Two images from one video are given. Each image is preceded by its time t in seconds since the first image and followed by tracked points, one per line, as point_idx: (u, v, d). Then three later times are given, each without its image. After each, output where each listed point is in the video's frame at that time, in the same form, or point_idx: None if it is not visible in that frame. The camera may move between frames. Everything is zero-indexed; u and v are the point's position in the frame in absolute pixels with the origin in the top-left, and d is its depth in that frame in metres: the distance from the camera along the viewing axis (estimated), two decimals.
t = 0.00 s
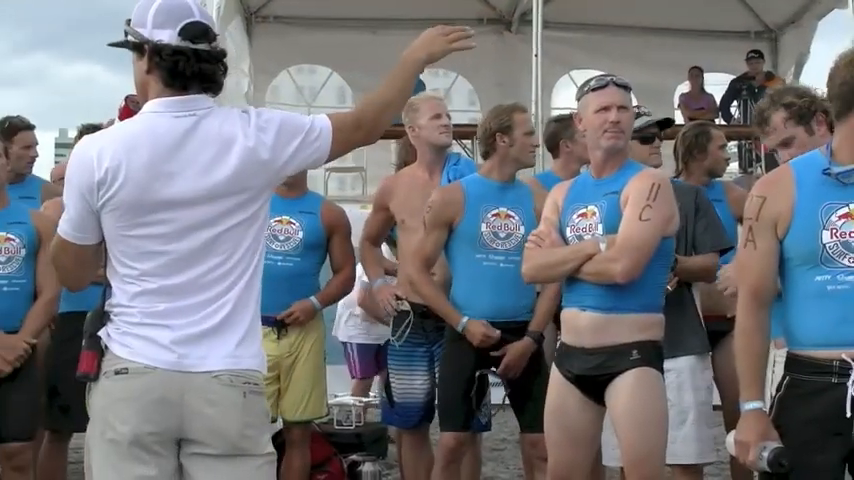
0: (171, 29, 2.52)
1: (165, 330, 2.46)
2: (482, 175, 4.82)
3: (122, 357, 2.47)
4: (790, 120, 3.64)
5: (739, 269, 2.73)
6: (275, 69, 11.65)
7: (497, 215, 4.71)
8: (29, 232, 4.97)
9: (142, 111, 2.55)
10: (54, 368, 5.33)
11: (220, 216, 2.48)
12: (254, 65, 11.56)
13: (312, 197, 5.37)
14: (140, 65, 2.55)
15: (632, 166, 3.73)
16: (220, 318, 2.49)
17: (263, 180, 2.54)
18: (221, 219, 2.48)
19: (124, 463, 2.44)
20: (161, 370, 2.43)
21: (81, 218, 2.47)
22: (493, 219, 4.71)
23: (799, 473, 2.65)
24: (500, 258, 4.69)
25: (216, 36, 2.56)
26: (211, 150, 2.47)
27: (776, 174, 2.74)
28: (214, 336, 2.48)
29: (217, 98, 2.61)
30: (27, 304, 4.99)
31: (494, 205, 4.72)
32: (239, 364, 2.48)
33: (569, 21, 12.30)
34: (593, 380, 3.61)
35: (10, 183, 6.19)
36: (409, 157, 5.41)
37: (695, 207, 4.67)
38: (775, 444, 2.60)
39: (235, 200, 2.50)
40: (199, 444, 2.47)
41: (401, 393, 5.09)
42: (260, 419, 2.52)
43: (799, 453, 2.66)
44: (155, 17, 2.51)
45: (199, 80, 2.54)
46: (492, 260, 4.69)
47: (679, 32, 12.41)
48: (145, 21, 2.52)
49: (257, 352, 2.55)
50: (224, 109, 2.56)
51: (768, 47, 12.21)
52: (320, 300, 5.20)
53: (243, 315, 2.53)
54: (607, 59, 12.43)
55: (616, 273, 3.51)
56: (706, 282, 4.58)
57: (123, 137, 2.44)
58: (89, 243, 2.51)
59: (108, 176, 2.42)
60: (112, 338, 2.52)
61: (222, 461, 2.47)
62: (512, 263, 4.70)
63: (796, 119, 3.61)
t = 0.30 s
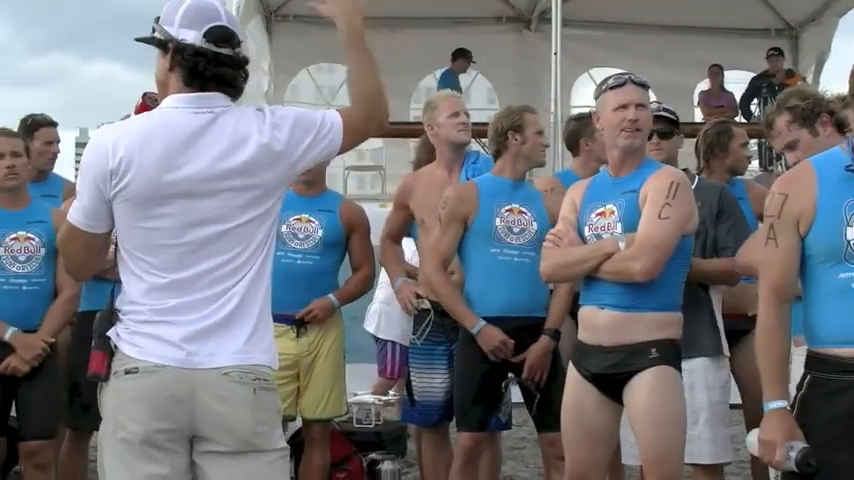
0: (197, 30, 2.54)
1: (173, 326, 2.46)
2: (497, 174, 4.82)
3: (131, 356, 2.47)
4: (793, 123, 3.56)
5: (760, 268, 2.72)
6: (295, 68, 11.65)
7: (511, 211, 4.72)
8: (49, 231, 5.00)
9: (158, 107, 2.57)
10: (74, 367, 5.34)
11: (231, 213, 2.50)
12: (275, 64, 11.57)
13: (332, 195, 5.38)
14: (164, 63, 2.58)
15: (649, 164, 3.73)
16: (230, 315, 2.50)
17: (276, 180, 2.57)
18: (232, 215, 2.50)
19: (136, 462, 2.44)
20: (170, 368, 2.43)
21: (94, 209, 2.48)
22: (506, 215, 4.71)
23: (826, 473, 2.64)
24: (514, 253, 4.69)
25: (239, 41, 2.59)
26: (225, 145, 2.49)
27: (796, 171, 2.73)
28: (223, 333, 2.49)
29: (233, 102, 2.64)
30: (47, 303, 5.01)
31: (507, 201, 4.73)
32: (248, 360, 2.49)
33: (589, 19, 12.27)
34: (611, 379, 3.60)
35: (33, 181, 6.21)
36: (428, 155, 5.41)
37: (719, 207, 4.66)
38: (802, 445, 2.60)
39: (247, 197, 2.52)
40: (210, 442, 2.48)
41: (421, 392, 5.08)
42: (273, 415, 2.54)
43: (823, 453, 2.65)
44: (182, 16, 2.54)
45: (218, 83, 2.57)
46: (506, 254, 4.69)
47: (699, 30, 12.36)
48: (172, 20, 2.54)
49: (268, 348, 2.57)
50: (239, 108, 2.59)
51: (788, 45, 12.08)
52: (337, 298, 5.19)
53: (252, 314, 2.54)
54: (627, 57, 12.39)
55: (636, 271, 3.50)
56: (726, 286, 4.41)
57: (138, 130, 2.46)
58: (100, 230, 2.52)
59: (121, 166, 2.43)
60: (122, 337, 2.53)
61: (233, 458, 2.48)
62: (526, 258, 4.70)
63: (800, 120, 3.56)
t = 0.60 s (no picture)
0: (198, 37, 2.61)
1: (176, 332, 2.49)
2: (511, 177, 4.81)
3: (134, 361, 2.51)
4: (795, 128, 3.18)
5: (774, 270, 2.71)
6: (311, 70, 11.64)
7: (520, 213, 4.71)
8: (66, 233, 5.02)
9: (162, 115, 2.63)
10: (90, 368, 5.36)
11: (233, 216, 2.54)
12: (291, 65, 11.55)
13: (347, 197, 5.40)
14: (166, 70, 2.63)
15: (666, 165, 3.72)
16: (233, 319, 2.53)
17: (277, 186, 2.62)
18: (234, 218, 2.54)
19: (141, 463, 2.49)
20: (172, 373, 2.47)
21: (97, 212, 2.52)
22: (516, 217, 4.70)
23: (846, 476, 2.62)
24: (526, 254, 4.68)
25: (240, 47, 2.65)
26: (226, 149, 2.55)
27: (811, 172, 2.72)
28: (226, 337, 2.52)
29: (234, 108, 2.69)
30: (64, 305, 5.03)
31: (516, 204, 4.72)
32: (251, 367, 2.52)
33: (605, 20, 12.23)
34: (628, 381, 3.59)
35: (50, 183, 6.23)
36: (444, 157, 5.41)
37: (734, 211, 4.64)
38: (821, 448, 2.59)
39: (248, 200, 2.57)
40: (212, 443, 2.51)
41: (437, 394, 5.07)
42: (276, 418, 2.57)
43: (842, 455, 2.64)
44: (184, 24, 2.61)
45: (221, 87, 2.62)
46: (518, 256, 4.68)
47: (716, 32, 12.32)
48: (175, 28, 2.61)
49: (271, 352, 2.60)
50: (241, 115, 2.64)
51: (805, 46, 12.04)
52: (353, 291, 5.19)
53: (255, 320, 2.57)
54: (644, 58, 12.36)
55: (651, 272, 3.49)
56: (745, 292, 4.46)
57: (141, 134, 2.52)
58: (102, 236, 2.57)
59: (124, 168, 2.48)
60: (126, 342, 2.57)
61: (234, 459, 2.52)
62: (538, 258, 4.68)
63: (802, 125, 3.18)
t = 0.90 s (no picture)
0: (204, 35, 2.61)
1: (194, 333, 2.53)
2: (527, 177, 4.80)
3: (156, 363, 2.54)
4: (814, 130, 3.11)
5: (790, 271, 2.70)
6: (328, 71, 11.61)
7: (537, 212, 4.71)
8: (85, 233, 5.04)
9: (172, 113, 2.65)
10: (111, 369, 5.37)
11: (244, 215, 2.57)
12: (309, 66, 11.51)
13: (365, 197, 5.40)
14: (175, 67, 2.65)
15: (684, 163, 3.71)
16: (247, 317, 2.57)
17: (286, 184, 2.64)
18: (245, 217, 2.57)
19: (165, 464, 2.53)
20: (197, 375, 2.50)
21: (109, 212, 2.57)
22: (533, 217, 4.71)
23: None
24: (543, 253, 4.69)
25: (247, 44, 2.65)
26: (235, 147, 2.57)
27: (828, 172, 2.71)
28: (242, 336, 2.55)
29: (244, 104, 2.70)
30: (83, 305, 5.04)
31: (534, 204, 4.72)
32: (272, 365, 2.57)
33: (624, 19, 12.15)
34: (646, 381, 3.58)
35: (69, 183, 6.25)
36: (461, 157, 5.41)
37: (747, 212, 4.63)
38: (836, 448, 2.58)
39: (260, 198, 2.59)
40: (234, 442, 2.55)
41: (454, 392, 5.09)
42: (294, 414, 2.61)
43: None
44: (190, 22, 2.61)
45: (226, 85, 2.63)
46: (535, 256, 4.69)
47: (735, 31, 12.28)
48: (182, 25, 2.62)
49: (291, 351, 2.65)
50: (249, 111, 2.66)
51: (825, 45, 12.00)
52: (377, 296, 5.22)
53: (269, 317, 2.60)
54: (662, 57, 12.32)
55: (666, 271, 3.49)
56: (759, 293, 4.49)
57: (151, 134, 2.54)
58: (115, 235, 2.61)
59: (135, 170, 2.51)
60: (145, 342, 2.60)
61: (257, 456, 2.57)
62: (555, 258, 4.68)
63: (820, 127, 3.12)
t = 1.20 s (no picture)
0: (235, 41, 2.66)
1: (237, 335, 2.60)
2: (555, 177, 4.80)
3: (202, 362, 2.60)
4: (847, 126, 3.07)
5: (822, 273, 2.83)
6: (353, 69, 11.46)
7: (563, 211, 4.70)
8: (111, 233, 5.05)
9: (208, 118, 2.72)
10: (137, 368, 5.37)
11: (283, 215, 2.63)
12: (334, 65, 11.35)
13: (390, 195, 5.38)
14: (206, 73, 2.71)
15: (710, 161, 3.69)
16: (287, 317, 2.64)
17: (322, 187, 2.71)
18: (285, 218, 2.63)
19: (207, 460, 2.59)
20: (243, 377, 2.58)
21: (149, 215, 2.62)
22: (558, 217, 4.70)
23: None
24: (568, 252, 4.67)
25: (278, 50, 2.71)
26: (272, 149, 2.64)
27: None
28: (282, 335, 2.62)
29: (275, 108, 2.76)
30: (109, 304, 5.05)
31: (561, 202, 4.72)
32: (321, 373, 2.69)
33: (652, 17, 12.00)
34: (673, 381, 3.57)
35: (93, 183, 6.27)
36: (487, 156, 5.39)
37: (768, 213, 4.59)
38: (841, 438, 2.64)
39: (296, 199, 2.66)
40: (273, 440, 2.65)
41: (478, 391, 5.08)
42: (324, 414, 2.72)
43: None
44: (220, 28, 2.67)
45: (259, 90, 2.69)
46: (559, 255, 4.68)
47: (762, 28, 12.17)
48: (213, 31, 2.68)
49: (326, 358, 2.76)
50: (283, 115, 2.73)
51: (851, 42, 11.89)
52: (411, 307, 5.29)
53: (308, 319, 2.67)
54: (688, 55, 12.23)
55: (690, 269, 3.48)
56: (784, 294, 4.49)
57: (189, 137, 2.60)
58: (154, 238, 2.67)
59: (176, 173, 2.58)
60: (188, 343, 2.65)
61: (293, 454, 2.67)
62: (579, 257, 4.65)
63: None
